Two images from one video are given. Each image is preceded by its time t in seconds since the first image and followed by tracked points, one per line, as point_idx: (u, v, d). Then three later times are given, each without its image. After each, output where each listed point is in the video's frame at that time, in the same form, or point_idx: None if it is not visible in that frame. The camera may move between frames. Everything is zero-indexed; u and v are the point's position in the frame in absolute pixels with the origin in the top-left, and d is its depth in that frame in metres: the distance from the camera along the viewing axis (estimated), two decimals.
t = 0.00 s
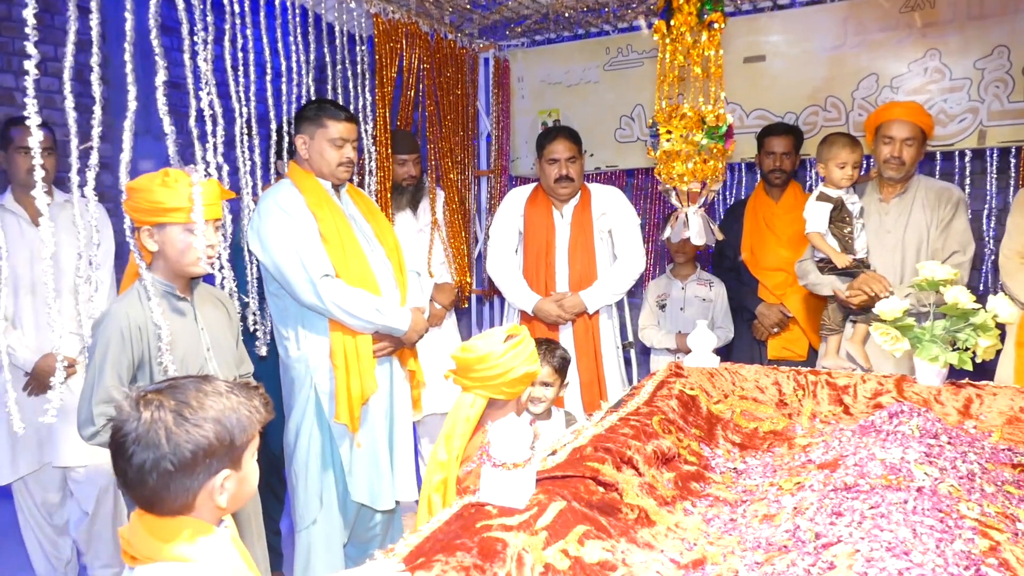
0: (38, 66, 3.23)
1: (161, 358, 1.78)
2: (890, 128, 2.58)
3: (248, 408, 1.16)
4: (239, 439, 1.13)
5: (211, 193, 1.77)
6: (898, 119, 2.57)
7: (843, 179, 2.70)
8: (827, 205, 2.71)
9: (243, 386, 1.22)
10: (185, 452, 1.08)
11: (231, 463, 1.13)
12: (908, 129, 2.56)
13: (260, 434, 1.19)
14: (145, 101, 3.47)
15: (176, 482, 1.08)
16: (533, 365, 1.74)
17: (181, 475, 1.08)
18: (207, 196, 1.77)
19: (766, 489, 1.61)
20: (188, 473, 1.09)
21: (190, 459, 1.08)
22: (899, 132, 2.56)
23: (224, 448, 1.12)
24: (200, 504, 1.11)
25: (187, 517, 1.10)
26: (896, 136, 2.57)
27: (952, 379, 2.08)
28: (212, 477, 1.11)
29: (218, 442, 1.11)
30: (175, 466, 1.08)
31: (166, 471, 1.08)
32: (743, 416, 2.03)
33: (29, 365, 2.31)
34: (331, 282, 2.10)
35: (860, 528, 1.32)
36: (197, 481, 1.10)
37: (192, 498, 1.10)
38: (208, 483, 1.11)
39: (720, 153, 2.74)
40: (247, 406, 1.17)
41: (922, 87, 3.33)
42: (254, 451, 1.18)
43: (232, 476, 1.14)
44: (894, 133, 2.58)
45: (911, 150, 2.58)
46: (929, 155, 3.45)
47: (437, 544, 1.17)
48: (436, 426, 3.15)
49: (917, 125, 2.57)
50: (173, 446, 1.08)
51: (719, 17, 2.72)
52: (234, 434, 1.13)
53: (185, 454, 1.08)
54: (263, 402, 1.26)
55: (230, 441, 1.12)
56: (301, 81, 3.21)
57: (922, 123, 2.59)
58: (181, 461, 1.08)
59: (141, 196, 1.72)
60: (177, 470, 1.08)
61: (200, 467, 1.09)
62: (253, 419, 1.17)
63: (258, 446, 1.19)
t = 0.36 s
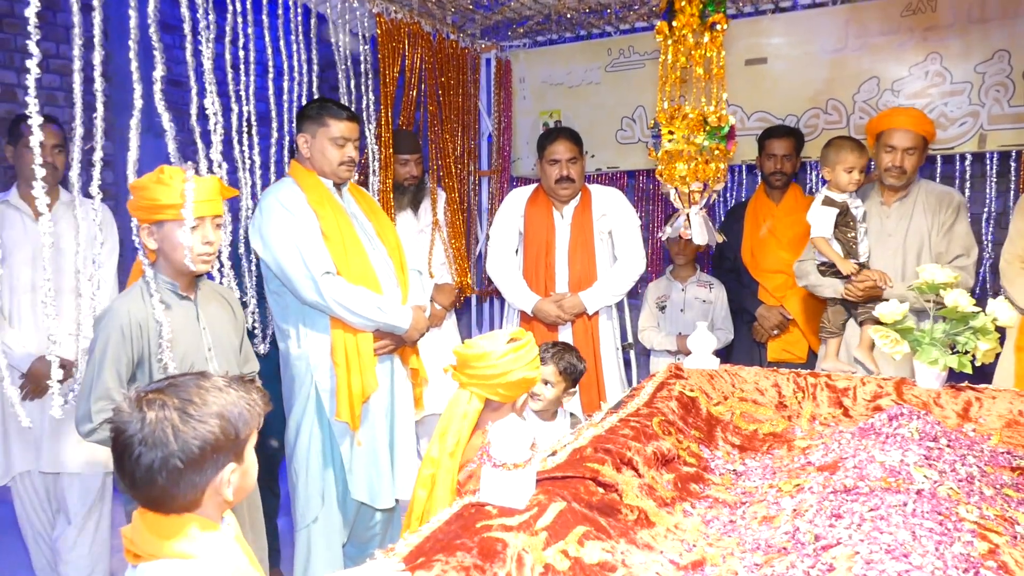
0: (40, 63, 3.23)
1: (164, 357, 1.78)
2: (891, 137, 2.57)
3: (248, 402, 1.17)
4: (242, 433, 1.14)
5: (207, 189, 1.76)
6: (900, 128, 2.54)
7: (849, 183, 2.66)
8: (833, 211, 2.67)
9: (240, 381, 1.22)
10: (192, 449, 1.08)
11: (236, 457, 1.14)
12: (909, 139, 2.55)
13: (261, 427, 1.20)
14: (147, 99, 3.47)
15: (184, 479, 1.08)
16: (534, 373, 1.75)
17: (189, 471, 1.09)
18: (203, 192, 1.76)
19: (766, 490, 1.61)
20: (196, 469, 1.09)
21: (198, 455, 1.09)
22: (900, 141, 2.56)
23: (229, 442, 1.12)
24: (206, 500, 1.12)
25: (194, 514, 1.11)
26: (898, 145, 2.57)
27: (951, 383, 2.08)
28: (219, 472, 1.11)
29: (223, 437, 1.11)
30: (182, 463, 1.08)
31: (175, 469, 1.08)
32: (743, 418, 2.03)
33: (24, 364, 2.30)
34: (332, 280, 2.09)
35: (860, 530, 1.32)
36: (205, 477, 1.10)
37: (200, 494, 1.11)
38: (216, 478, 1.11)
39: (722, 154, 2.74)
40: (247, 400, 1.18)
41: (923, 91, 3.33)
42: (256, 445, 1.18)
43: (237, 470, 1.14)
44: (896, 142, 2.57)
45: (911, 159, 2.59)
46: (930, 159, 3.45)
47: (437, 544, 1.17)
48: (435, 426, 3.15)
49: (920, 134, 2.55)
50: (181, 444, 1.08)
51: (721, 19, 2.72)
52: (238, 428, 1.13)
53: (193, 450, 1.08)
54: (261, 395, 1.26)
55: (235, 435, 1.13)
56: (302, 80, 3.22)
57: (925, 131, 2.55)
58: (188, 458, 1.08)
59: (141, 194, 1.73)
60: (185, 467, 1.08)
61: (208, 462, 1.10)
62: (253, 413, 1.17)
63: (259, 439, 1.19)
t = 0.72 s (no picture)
0: (36, 63, 3.23)
1: (159, 359, 1.78)
2: (885, 150, 2.56)
3: (246, 406, 1.17)
4: (239, 437, 1.14)
5: (203, 190, 1.76)
6: (894, 143, 2.52)
7: (850, 185, 2.65)
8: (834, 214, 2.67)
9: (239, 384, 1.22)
10: (188, 451, 1.08)
11: (232, 461, 1.14)
12: (904, 152, 2.54)
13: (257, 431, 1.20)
14: (143, 100, 3.47)
15: (180, 480, 1.09)
16: (518, 377, 1.86)
17: (185, 473, 1.09)
18: (200, 193, 1.76)
19: (763, 490, 1.62)
20: (192, 471, 1.09)
21: (193, 458, 1.09)
22: (894, 155, 2.55)
23: (226, 445, 1.12)
24: (202, 503, 1.12)
25: (189, 516, 1.11)
26: (892, 160, 2.56)
27: (948, 382, 2.09)
28: (214, 475, 1.11)
29: (220, 441, 1.11)
30: (178, 465, 1.08)
31: (170, 471, 1.08)
32: (740, 418, 2.03)
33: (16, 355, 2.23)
34: (330, 282, 2.10)
35: (856, 529, 1.32)
36: (200, 480, 1.10)
37: (194, 497, 1.10)
38: (211, 481, 1.11)
39: (719, 154, 2.76)
40: (246, 404, 1.18)
41: (919, 92, 3.34)
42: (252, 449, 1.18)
43: (232, 475, 1.14)
44: (890, 155, 2.56)
45: (907, 171, 2.59)
46: (925, 159, 3.46)
47: (435, 545, 1.17)
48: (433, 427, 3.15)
49: (914, 146, 2.54)
50: (177, 445, 1.08)
51: (718, 19, 2.73)
52: (235, 432, 1.13)
53: (189, 452, 1.08)
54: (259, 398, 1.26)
55: (231, 439, 1.13)
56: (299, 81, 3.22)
57: (919, 142, 2.53)
58: (184, 459, 1.08)
59: (138, 197, 1.74)
60: (180, 469, 1.08)
61: (203, 465, 1.10)
62: (252, 418, 1.17)
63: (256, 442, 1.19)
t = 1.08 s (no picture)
0: (28, 66, 3.21)
1: (151, 362, 1.77)
2: (874, 161, 2.56)
3: (239, 408, 1.16)
4: (232, 439, 1.13)
5: (195, 195, 1.76)
6: (883, 154, 2.53)
7: (846, 188, 2.64)
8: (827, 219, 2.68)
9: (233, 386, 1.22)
10: (180, 454, 1.08)
11: (225, 464, 1.13)
12: (893, 163, 2.54)
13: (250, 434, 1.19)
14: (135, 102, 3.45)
15: (172, 484, 1.08)
16: (481, 384, 1.82)
17: (177, 477, 1.08)
18: (193, 196, 1.76)
19: (757, 490, 1.62)
20: (185, 474, 1.09)
21: (186, 461, 1.08)
22: (883, 166, 2.56)
23: (219, 448, 1.12)
24: (195, 506, 1.11)
25: (183, 519, 1.10)
26: (882, 170, 2.57)
27: (941, 381, 2.10)
28: (207, 478, 1.11)
29: (213, 443, 1.10)
30: (170, 468, 1.07)
31: (163, 474, 1.07)
32: (735, 418, 2.03)
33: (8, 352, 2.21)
34: (323, 283, 2.10)
35: (850, 528, 1.32)
36: (193, 483, 1.10)
37: (187, 500, 1.10)
38: (204, 485, 1.11)
39: (712, 155, 2.77)
40: (239, 406, 1.17)
41: (911, 92, 3.35)
42: (246, 451, 1.18)
43: (225, 478, 1.13)
44: (880, 165, 2.57)
45: (897, 180, 2.60)
46: (917, 159, 3.47)
47: (429, 547, 1.17)
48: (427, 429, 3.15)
49: (903, 155, 2.54)
50: (169, 448, 1.07)
51: (711, 21, 2.74)
52: (228, 434, 1.13)
53: (181, 456, 1.08)
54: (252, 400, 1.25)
55: (224, 441, 1.12)
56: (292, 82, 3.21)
57: (908, 150, 2.53)
58: (177, 463, 1.08)
59: (130, 199, 1.73)
60: (173, 472, 1.08)
61: (196, 468, 1.09)
62: (245, 420, 1.16)
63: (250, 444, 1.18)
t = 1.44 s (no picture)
0: (23, 66, 3.20)
1: (144, 360, 1.77)
2: (866, 168, 2.56)
3: (237, 410, 1.15)
4: (227, 441, 1.12)
5: (196, 197, 1.76)
6: (875, 161, 2.53)
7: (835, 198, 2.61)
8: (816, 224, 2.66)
9: (234, 388, 1.21)
10: (173, 451, 1.07)
11: (220, 465, 1.12)
12: (885, 169, 2.54)
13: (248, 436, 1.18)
14: (131, 102, 3.44)
15: (164, 482, 1.08)
16: (434, 393, 1.72)
17: (169, 475, 1.08)
18: (193, 197, 1.75)
19: (753, 491, 1.62)
20: (177, 473, 1.08)
21: (178, 460, 1.08)
22: (875, 172, 2.56)
23: (213, 448, 1.11)
24: (187, 506, 1.10)
25: (175, 518, 1.10)
26: (873, 176, 2.57)
27: (936, 383, 2.10)
28: (200, 479, 1.10)
29: (206, 443, 1.10)
30: (162, 466, 1.07)
31: (154, 471, 1.07)
32: (730, 420, 2.03)
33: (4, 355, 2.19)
34: (319, 284, 2.09)
35: (845, 530, 1.33)
36: (185, 482, 1.09)
37: (179, 499, 1.09)
38: (196, 484, 1.10)
39: (710, 157, 2.77)
40: (237, 409, 1.16)
41: (907, 94, 3.36)
42: (243, 454, 1.17)
43: (219, 480, 1.12)
44: (871, 172, 2.57)
45: (888, 185, 2.60)
46: (913, 161, 3.48)
47: (425, 549, 1.17)
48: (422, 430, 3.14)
49: (894, 161, 2.54)
50: (163, 445, 1.07)
51: (708, 23, 2.75)
52: (223, 435, 1.12)
53: (174, 454, 1.07)
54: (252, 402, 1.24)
55: (219, 442, 1.11)
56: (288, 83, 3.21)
57: (899, 156, 2.53)
58: (169, 461, 1.07)
59: (128, 199, 1.72)
60: (165, 470, 1.07)
61: (188, 467, 1.09)
62: (243, 422, 1.15)
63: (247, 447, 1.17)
